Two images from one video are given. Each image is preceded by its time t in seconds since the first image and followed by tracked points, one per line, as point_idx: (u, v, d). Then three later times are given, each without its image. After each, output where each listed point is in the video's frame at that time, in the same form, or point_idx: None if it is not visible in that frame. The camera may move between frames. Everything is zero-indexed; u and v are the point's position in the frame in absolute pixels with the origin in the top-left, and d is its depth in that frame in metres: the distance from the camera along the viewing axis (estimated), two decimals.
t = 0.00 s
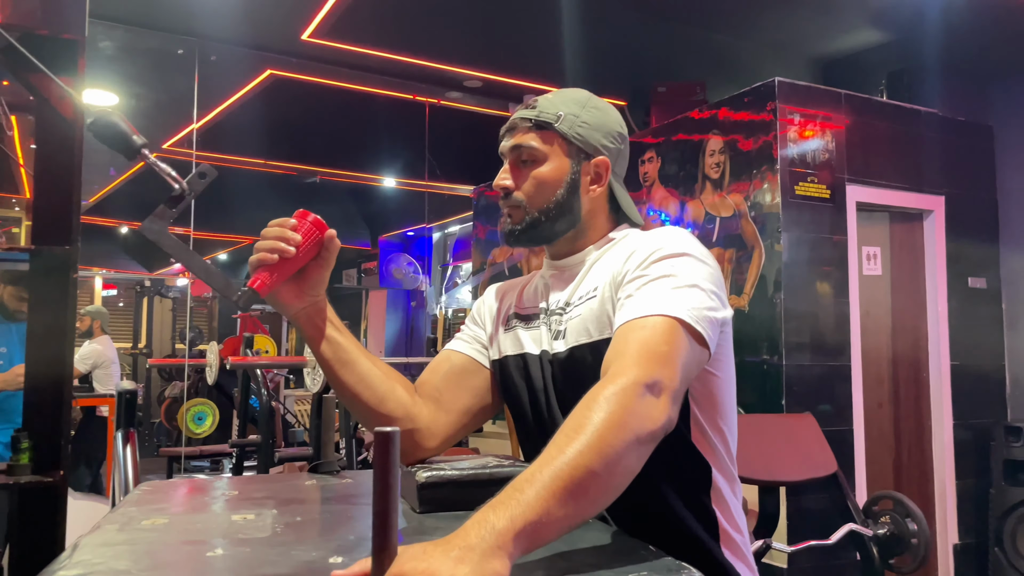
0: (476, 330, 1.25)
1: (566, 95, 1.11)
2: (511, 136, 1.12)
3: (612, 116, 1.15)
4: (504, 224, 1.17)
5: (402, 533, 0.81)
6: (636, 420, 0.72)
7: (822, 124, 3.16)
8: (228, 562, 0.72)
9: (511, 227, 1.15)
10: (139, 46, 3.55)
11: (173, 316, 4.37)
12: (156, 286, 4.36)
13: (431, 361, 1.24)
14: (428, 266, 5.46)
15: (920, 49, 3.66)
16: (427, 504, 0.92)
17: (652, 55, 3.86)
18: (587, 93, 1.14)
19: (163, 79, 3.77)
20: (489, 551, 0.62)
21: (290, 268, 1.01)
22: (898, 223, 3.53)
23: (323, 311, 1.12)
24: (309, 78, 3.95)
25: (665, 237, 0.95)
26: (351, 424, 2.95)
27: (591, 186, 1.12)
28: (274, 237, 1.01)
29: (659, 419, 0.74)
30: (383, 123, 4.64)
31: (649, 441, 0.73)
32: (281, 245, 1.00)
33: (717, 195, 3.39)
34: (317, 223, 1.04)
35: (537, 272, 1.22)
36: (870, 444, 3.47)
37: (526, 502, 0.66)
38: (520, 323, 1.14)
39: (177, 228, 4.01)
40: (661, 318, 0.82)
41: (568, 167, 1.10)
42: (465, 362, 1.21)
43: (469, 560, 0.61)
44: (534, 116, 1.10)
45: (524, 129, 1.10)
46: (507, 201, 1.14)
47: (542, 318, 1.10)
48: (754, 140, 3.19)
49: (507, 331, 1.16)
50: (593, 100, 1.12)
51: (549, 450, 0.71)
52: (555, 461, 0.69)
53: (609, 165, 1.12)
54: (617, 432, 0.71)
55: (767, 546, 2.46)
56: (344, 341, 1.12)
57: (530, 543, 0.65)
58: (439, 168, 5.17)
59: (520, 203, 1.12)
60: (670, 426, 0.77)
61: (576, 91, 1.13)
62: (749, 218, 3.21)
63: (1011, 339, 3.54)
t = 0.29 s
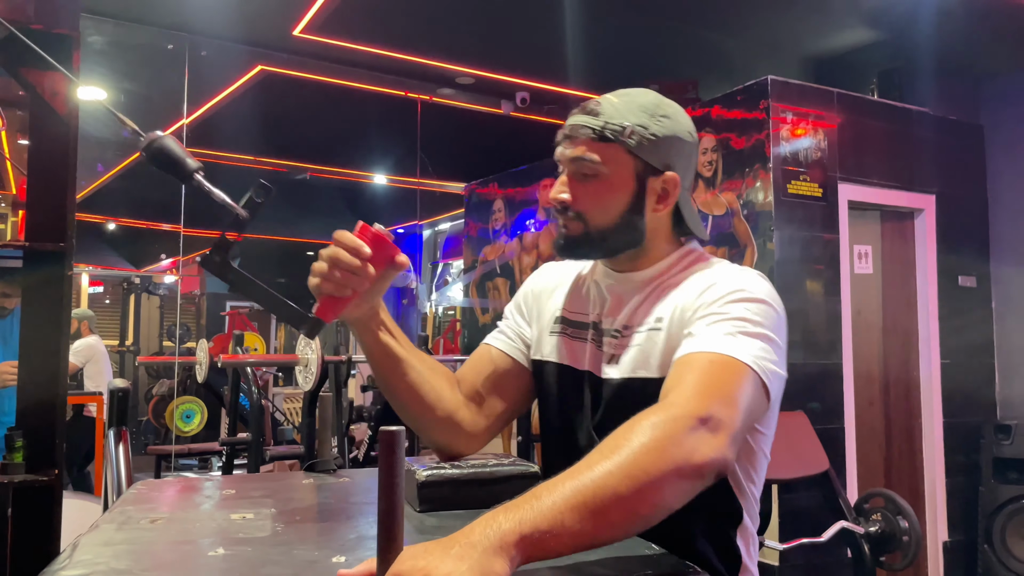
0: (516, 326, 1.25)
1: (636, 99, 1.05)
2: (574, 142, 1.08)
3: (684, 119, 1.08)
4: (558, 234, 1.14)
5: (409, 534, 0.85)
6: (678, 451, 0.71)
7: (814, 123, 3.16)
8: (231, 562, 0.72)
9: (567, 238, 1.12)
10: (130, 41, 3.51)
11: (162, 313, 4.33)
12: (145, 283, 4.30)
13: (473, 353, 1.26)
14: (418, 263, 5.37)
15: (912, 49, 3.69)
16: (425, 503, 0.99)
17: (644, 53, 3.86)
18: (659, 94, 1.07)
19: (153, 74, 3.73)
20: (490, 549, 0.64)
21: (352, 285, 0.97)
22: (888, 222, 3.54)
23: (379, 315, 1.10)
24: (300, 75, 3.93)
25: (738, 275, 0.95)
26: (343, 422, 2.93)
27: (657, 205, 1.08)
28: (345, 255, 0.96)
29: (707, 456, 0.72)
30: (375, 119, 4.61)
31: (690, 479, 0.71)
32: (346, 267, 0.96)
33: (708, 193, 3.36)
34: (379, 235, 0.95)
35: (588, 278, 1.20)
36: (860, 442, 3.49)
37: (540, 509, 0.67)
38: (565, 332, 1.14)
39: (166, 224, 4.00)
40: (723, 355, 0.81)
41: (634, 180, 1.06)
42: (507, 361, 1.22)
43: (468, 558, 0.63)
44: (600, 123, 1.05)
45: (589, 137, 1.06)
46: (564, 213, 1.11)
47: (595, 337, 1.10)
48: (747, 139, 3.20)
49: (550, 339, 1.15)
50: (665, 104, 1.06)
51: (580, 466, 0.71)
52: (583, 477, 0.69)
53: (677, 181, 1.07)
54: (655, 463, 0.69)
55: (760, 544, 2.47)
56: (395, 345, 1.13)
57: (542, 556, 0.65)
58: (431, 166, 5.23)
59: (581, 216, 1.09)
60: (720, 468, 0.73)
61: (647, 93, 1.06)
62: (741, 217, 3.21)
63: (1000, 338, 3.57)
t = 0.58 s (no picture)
0: (594, 364, 1.46)
1: (777, 199, 1.03)
2: (704, 245, 1.09)
3: (832, 209, 1.07)
4: (682, 334, 1.19)
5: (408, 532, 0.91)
6: (727, 540, 0.73)
7: (803, 121, 3.13)
8: (230, 561, 0.74)
9: (687, 341, 1.18)
10: (118, 36, 3.48)
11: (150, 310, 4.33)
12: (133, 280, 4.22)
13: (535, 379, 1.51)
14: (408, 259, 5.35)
15: (901, 49, 3.72)
16: (424, 501, 1.06)
17: (634, 50, 3.86)
18: (806, 185, 1.05)
19: (142, 70, 3.70)
20: (492, 558, 0.68)
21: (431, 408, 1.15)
22: (877, 220, 3.57)
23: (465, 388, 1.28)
24: (290, 71, 3.91)
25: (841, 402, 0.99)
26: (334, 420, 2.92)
27: (798, 306, 1.10)
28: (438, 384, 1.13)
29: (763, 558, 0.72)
30: (366, 115, 4.59)
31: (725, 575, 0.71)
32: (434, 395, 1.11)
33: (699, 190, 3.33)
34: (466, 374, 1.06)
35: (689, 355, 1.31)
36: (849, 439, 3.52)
37: (555, 539, 0.71)
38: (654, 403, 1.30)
39: (153, 220, 3.96)
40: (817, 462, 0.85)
41: (769, 288, 1.08)
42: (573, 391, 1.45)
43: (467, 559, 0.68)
44: (734, 230, 1.05)
45: (718, 240, 1.07)
46: (693, 316, 1.15)
47: (685, 427, 1.23)
48: (737, 137, 3.14)
49: (638, 400, 1.33)
50: (809, 203, 1.04)
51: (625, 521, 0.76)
52: (618, 528, 0.73)
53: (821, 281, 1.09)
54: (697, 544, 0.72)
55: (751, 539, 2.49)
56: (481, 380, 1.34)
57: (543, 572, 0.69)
58: (423, 164, 5.22)
59: (707, 324, 1.13)
60: None
61: (793, 191, 1.04)
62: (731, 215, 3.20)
63: (987, 335, 3.62)
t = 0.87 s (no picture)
0: (587, 365, 1.47)
1: (770, 202, 1.04)
2: (698, 248, 1.10)
3: (829, 209, 1.07)
4: (676, 339, 1.20)
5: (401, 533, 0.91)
6: (723, 564, 0.77)
7: (793, 120, 3.14)
8: (221, 561, 0.73)
9: (682, 346, 1.19)
10: (105, 31, 3.44)
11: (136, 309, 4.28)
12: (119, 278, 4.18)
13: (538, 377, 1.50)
14: (397, 258, 5.29)
15: (889, 49, 3.75)
16: (415, 501, 1.06)
17: (625, 49, 3.87)
18: (799, 186, 1.05)
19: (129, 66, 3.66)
20: (482, 563, 0.72)
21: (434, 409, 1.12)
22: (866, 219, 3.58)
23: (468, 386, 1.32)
24: (279, 68, 3.88)
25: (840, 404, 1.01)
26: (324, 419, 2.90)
27: (794, 312, 1.11)
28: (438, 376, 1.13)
29: None
30: (354, 112, 4.56)
31: None
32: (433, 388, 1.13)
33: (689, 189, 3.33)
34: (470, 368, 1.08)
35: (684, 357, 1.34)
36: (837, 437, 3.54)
37: (550, 549, 0.75)
38: (649, 408, 1.32)
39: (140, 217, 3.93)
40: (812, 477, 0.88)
41: (761, 292, 1.09)
42: (567, 391, 1.47)
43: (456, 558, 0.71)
44: (726, 233, 1.06)
45: (710, 243, 1.08)
46: (681, 322, 1.16)
47: (681, 431, 1.25)
48: (727, 136, 3.14)
49: (635, 404, 1.35)
50: (806, 207, 1.05)
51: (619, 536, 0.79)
52: (616, 542, 0.77)
53: (815, 286, 1.10)
54: (692, 564, 0.76)
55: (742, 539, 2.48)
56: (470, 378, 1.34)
57: None
58: (413, 161, 5.20)
59: (698, 328, 1.14)
60: None
61: (787, 193, 1.04)
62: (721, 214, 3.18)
63: (974, 334, 3.66)
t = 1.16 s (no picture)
0: (507, 324, 1.26)
1: (638, 106, 0.99)
2: (573, 153, 1.05)
3: (693, 120, 1.01)
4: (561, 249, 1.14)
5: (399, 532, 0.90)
6: (699, 478, 0.68)
7: (786, 120, 3.14)
8: (215, 560, 0.73)
9: (565, 253, 1.13)
10: (96, 30, 3.42)
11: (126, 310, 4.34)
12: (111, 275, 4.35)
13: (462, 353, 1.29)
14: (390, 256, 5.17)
15: (881, 51, 3.78)
16: (411, 498, 1.05)
17: (618, 47, 3.87)
18: (669, 92, 1.00)
19: (121, 64, 3.64)
20: (479, 562, 0.66)
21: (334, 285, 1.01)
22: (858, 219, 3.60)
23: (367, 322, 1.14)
24: (271, 66, 3.87)
25: (750, 283, 0.94)
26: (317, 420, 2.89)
27: (665, 216, 1.05)
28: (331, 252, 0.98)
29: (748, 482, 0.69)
30: (347, 110, 4.54)
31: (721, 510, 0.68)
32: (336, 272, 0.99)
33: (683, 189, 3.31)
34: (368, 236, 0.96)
35: (589, 282, 1.19)
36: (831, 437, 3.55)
37: (537, 527, 0.68)
38: (558, 339, 1.15)
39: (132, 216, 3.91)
40: (750, 368, 0.79)
41: (636, 195, 1.04)
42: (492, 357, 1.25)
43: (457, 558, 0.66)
44: (599, 136, 1.01)
45: (586, 147, 1.03)
46: (563, 229, 1.10)
47: (594, 350, 1.10)
48: (720, 136, 3.15)
49: (546, 341, 1.17)
50: (674, 109, 0.99)
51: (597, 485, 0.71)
52: (595, 496, 0.69)
53: (686, 190, 1.04)
54: (670, 492, 0.68)
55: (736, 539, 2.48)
56: (383, 350, 1.17)
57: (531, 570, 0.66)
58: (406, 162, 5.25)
59: (577, 233, 1.09)
60: (759, 498, 0.70)
61: (656, 95, 0.99)
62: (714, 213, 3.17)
63: (965, 333, 3.69)
